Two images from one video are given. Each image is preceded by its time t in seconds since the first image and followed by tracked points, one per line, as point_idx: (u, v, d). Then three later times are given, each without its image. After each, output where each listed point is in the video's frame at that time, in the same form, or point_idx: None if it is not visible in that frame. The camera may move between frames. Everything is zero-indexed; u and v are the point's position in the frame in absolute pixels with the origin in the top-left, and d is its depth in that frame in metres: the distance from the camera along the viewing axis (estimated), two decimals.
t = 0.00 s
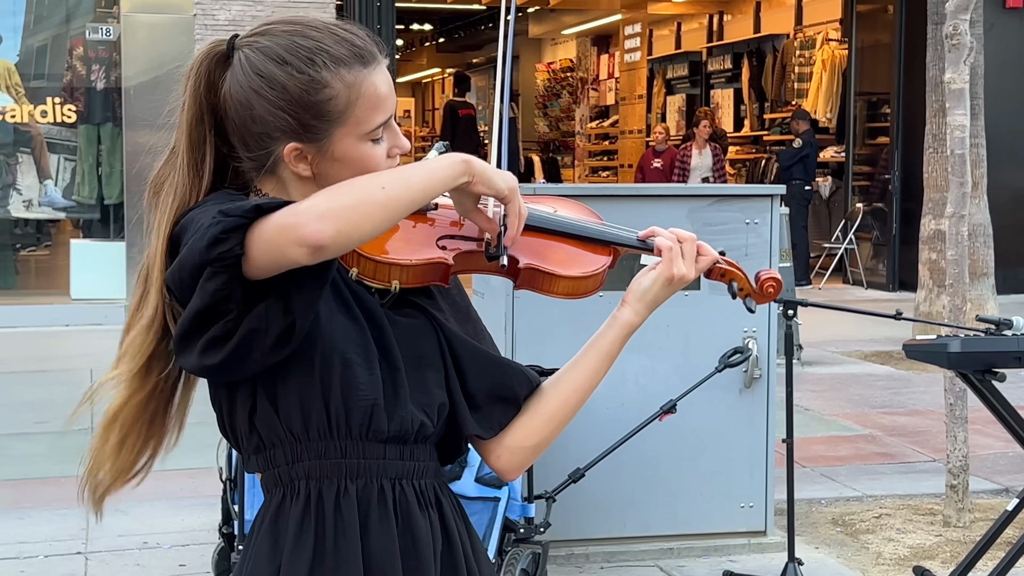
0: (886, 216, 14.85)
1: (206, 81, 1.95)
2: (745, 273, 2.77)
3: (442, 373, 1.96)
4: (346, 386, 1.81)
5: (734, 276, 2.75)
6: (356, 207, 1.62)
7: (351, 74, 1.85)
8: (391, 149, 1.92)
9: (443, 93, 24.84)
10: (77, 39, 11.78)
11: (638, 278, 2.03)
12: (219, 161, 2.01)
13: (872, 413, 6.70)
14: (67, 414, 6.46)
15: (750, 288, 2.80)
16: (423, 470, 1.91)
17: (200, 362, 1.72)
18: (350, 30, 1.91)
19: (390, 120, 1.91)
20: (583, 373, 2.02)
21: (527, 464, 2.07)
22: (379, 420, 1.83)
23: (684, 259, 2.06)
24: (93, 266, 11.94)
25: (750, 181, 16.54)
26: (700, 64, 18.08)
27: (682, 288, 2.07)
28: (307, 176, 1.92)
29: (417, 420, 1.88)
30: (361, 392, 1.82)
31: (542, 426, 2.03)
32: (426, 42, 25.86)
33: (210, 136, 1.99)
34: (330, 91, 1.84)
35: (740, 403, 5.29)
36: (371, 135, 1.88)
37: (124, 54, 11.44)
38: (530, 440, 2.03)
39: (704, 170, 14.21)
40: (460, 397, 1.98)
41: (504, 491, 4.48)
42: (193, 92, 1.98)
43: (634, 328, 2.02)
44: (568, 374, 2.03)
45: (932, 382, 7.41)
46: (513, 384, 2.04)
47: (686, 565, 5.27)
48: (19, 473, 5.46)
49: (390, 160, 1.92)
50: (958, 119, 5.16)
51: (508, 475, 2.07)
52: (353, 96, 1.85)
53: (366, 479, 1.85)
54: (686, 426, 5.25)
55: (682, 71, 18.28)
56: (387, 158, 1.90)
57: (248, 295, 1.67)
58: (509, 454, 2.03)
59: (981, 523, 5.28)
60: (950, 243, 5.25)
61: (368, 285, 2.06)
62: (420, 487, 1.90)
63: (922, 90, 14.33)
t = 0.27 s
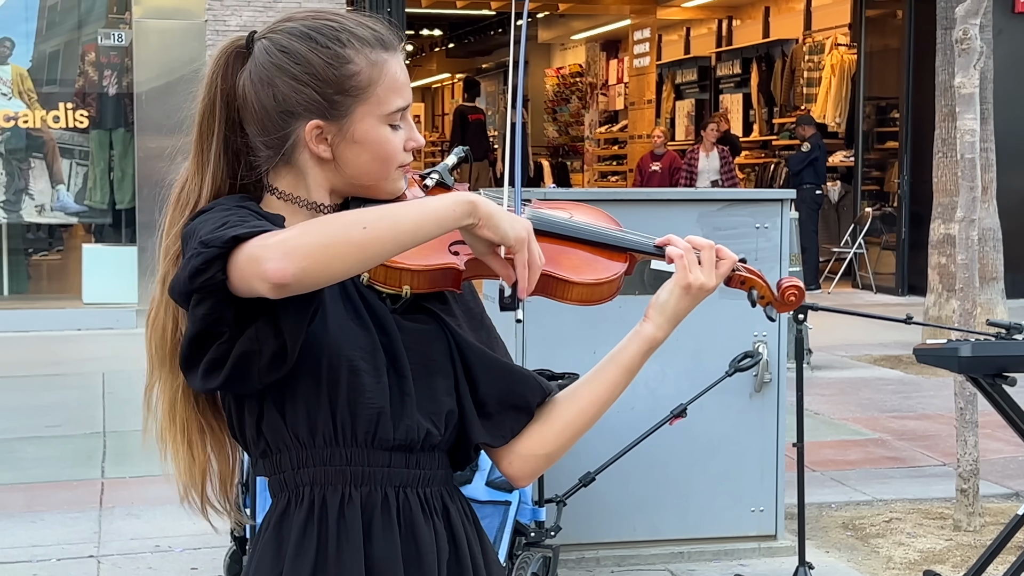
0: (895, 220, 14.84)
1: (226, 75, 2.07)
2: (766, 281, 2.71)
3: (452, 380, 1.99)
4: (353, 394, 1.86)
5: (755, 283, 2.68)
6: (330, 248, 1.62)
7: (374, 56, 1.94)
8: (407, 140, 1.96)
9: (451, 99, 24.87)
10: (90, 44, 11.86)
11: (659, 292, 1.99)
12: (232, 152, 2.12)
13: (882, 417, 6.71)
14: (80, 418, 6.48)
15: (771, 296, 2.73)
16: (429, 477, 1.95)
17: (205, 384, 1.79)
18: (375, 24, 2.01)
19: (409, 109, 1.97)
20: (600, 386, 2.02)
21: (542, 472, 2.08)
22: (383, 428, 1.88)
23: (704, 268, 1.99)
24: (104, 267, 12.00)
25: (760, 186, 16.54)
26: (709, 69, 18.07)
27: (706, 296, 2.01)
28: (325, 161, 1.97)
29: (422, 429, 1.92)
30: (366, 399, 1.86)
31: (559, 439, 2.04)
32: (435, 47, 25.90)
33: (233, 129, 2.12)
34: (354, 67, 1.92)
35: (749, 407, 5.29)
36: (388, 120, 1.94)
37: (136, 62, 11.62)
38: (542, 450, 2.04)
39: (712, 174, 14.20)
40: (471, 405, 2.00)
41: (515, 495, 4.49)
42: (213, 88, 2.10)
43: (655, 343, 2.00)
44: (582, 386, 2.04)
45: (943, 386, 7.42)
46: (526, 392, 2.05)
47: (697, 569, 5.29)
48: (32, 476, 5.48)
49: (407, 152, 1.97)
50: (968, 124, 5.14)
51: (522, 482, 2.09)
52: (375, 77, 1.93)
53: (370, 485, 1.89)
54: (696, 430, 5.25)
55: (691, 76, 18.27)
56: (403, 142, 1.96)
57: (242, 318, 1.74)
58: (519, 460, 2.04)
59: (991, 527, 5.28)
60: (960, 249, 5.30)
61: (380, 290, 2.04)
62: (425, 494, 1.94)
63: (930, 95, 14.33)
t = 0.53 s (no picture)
0: (901, 223, 14.84)
1: (226, 82, 2.12)
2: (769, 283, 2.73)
3: (448, 386, 2.00)
4: (347, 400, 1.86)
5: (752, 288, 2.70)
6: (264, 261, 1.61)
7: (370, 56, 1.99)
8: (405, 140, 2.00)
9: (460, 103, 24.94)
10: (97, 49, 11.94)
11: (657, 294, 1.99)
12: (230, 157, 2.14)
13: (887, 421, 6.72)
14: (86, 422, 6.52)
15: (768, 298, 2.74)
16: (427, 484, 1.96)
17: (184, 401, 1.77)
18: (372, 29, 2.06)
19: (407, 110, 2.01)
20: (606, 387, 2.02)
21: (546, 477, 2.09)
22: (380, 434, 1.88)
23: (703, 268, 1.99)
24: (113, 270, 12.07)
25: (766, 190, 16.56)
26: (715, 73, 18.09)
27: (708, 296, 2.00)
28: (324, 161, 2.00)
29: (418, 434, 1.92)
30: (361, 405, 1.87)
31: (560, 444, 2.05)
32: (443, 51, 26.00)
33: (231, 133, 2.16)
34: (350, 66, 1.97)
35: (753, 411, 5.31)
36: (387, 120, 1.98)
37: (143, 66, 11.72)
38: (548, 453, 2.05)
39: (712, 180, 14.11)
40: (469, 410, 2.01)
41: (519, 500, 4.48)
42: (214, 95, 2.16)
43: (660, 345, 1.99)
44: (586, 389, 2.05)
45: (949, 390, 7.43)
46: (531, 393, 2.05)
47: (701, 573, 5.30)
48: (39, 480, 5.52)
49: (404, 154, 2.00)
50: (973, 127, 5.18)
51: (528, 487, 2.09)
52: (372, 75, 1.97)
53: (368, 492, 1.90)
54: (701, 433, 5.27)
55: (698, 80, 18.28)
56: (399, 142, 1.99)
57: (210, 333, 1.73)
58: (527, 465, 2.05)
59: (996, 531, 5.28)
60: (965, 252, 5.27)
61: (379, 294, 2.09)
62: (423, 500, 1.95)
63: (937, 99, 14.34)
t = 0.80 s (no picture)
0: (907, 226, 14.84)
1: (219, 86, 2.10)
2: (770, 280, 2.58)
3: (439, 387, 1.96)
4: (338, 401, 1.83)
5: (762, 282, 2.55)
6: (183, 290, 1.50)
7: (360, 58, 1.97)
8: (396, 143, 1.98)
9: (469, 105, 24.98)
10: (102, 52, 11.92)
11: (662, 298, 1.97)
12: (225, 159, 2.14)
13: (892, 424, 6.73)
14: (90, 425, 6.57)
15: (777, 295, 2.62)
16: (420, 486, 1.92)
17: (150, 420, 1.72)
18: (365, 33, 2.04)
19: (398, 113, 1.99)
20: (608, 390, 1.99)
21: (547, 476, 2.06)
22: (372, 434, 1.85)
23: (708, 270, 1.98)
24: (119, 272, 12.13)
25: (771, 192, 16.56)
26: (721, 75, 18.07)
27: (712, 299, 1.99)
28: (314, 163, 1.99)
29: (411, 435, 1.89)
30: (351, 407, 1.83)
31: (557, 447, 2.03)
32: (450, 54, 26.05)
33: (225, 134, 2.14)
34: (339, 68, 1.95)
35: (756, 414, 5.30)
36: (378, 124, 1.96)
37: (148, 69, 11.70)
38: (550, 455, 2.04)
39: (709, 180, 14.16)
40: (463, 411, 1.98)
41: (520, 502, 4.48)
42: (207, 97, 2.14)
43: (659, 350, 1.96)
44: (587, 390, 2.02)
45: (955, 393, 7.44)
46: (528, 394, 2.02)
47: None
48: (42, 483, 5.55)
49: (395, 157, 1.99)
50: (977, 130, 5.21)
51: (526, 484, 2.06)
52: (362, 78, 1.96)
53: (360, 495, 1.87)
54: (703, 436, 5.27)
55: (704, 82, 18.26)
56: (390, 144, 1.98)
57: (166, 346, 1.68)
58: (527, 466, 2.04)
59: (1000, 534, 5.26)
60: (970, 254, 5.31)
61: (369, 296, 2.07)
62: (418, 503, 1.91)
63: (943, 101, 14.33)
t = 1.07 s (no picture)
0: (917, 225, 14.80)
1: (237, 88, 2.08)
2: (768, 306, 2.19)
3: (427, 389, 1.93)
4: (322, 407, 1.78)
5: (760, 309, 2.19)
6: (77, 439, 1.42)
7: (353, 62, 1.90)
8: (388, 150, 1.90)
9: (475, 104, 24.91)
10: (103, 51, 12.01)
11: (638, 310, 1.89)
12: (243, 144, 2.07)
13: (901, 426, 6.68)
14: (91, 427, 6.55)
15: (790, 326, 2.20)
16: (407, 488, 1.90)
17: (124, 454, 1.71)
18: (368, 36, 1.98)
19: (392, 118, 1.91)
20: (592, 402, 1.94)
21: (533, 489, 2.02)
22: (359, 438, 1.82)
23: (691, 289, 1.87)
24: (125, 273, 12.16)
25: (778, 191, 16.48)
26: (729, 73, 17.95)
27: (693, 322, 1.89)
28: (302, 164, 1.94)
29: (397, 438, 1.87)
30: (336, 411, 1.79)
31: (541, 462, 1.99)
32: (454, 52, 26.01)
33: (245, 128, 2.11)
34: (330, 72, 1.89)
35: (762, 415, 5.25)
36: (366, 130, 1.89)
37: (149, 68, 11.74)
38: (528, 471, 1.99)
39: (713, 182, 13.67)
40: (450, 414, 1.94)
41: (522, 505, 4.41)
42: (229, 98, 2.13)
43: (634, 363, 1.90)
44: (572, 404, 1.97)
45: (964, 395, 7.39)
46: (506, 407, 1.97)
47: None
48: (43, 486, 5.53)
49: (386, 165, 1.91)
50: (985, 127, 5.36)
51: (510, 500, 2.02)
52: (349, 84, 1.89)
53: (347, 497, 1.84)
54: (710, 438, 5.21)
55: (711, 80, 18.15)
56: (380, 149, 1.90)
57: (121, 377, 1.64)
58: (509, 481, 2.00)
59: (1009, 537, 5.20)
60: (977, 254, 5.53)
61: (357, 297, 1.95)
62: (406, 503, 1.90)
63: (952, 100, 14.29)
